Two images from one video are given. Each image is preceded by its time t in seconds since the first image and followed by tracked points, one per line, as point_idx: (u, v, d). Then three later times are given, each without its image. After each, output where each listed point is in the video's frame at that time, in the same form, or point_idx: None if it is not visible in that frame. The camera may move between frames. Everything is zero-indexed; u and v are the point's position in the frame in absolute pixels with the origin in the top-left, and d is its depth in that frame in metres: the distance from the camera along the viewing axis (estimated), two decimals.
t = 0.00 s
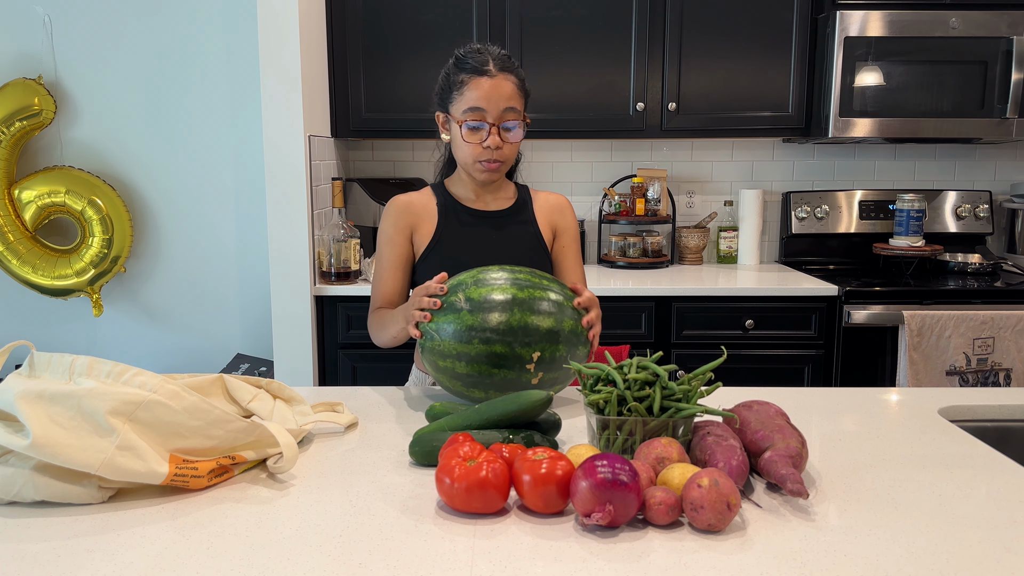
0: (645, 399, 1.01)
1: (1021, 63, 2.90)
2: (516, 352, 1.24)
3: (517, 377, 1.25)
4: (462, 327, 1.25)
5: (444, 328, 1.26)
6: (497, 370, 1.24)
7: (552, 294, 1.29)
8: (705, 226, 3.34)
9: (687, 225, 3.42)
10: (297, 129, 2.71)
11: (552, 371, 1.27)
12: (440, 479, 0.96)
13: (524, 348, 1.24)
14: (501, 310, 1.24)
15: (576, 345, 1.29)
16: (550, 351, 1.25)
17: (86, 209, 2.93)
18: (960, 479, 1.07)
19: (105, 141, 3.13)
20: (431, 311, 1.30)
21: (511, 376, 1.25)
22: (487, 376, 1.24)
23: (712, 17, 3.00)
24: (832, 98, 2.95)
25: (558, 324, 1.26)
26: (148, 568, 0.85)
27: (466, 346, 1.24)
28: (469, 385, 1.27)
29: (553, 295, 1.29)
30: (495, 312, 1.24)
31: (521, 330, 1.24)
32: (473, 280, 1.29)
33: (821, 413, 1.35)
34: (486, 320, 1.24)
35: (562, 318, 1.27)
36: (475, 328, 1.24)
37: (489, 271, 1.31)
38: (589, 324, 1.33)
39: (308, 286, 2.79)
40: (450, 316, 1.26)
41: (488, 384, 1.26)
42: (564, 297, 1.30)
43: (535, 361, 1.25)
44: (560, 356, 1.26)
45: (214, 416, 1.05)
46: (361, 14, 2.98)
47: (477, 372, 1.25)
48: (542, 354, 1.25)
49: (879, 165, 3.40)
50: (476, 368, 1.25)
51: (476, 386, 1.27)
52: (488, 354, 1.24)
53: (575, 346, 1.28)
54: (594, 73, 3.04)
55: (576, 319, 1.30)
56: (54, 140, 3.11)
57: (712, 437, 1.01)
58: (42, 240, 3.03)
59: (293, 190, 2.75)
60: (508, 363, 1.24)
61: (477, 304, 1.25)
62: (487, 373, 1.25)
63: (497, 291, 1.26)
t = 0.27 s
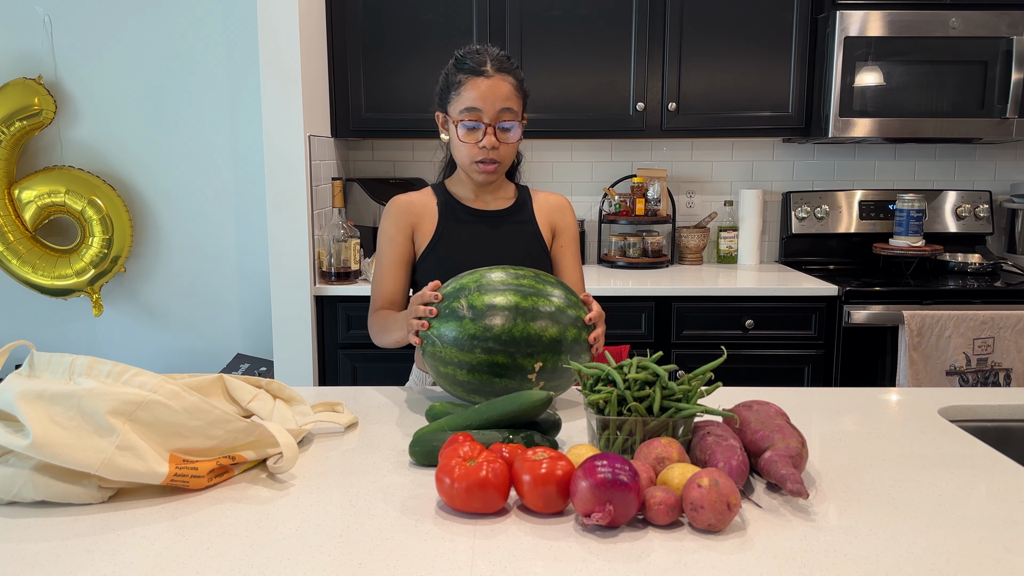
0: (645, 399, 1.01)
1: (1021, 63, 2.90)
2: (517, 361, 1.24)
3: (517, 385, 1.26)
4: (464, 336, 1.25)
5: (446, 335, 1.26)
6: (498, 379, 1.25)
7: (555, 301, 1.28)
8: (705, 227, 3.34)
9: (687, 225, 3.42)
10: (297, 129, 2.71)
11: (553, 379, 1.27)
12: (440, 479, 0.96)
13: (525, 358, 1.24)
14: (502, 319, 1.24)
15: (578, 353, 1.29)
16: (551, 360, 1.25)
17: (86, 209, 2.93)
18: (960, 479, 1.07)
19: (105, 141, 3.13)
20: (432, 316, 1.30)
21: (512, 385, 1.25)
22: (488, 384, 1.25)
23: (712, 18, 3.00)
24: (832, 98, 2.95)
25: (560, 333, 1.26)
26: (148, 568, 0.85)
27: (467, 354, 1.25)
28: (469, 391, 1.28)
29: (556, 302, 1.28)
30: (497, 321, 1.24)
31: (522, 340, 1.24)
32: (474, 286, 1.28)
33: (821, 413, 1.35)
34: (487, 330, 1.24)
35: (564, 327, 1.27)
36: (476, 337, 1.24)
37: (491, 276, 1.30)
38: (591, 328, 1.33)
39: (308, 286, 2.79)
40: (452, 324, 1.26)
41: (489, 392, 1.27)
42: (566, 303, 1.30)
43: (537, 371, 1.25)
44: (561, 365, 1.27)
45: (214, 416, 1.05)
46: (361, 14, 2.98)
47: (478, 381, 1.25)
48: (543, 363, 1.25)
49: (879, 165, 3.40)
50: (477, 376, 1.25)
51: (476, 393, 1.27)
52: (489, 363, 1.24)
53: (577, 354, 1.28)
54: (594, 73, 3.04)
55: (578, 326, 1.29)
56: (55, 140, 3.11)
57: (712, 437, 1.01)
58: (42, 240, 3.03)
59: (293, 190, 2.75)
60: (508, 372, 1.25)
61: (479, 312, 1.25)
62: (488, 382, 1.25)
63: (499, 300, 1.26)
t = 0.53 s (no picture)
0: (645, 399, 1.01)
1: (1021, 63, 2.90)
2: (518, 362, 1.24)
3: (518, 386, 1.26)
4: (464, 336, 1.25)
5: (446, 335, 1.26)
6: (499, 379, 1.25)
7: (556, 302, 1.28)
8: (705, 226, 3.34)
9: (687, 225, 3.42)
10: (297, 129, 2.71)
11: (553, 379, 1.27)
12: (440, 479, 0.96)
13: (526, 358, 1.24)
14: (503, 320, 1.24)
15: (579, 354, 1.28)
16: (552, 361, 1.25)
17: (86, 209, 2.93)
18: (960, 479, 1.07)
19: (105, 141, 3.13)
20: (433, 316, 1.30)
21: (513, 386, 1.25)
22: (488, 384, 1.25)
23: (712, 18, 3.00)
24: (832, 98, 2.95)
25: (560, 333, 1.26)
26: (148, 568, 0.85)
27: (467, 355, 1.25)
28: (470, 392, 1.28)
29: (557, 302, 1.28)
30: (497, 321, 1.24)
31: (523, 341, 1.24)
32: (475, 286, 1.28)
33: (821, 413, 1.35)
34: (488, 330, 1.24)
35: (565, 327, 1.27)
36: (477, 337, 1.24)
37: (492, 277, 1.30)
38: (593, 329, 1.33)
39: (308, 286, 2.79)
40: (452, 324, 1.26)
41: (489, 392, 1.27)
42: (568, 304, 1.29)
43: (537, 371, 1.25)
44: (562, 365, 1.27)
45: (214, 416, 1.05)
46: (361, 14, 2.98)
47: (477, 381, 1.25)
48: (544, 364, 1.25)
49: (879, 165, 3.40)
50: (477, 377, 1.25)
51: (477, 393, 1.27)
52: (489, 363, 1.24)
53: (577, 355, 1.28)
54: (594, 73, 3.04)
55: (579, 327, 1.29)
56: (55, 140, 3.11)
57: (712, 437, 1.01)
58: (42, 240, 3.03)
59: (293, 190, 2.75)
60: (509, 372, 1.24)
61: (480, 313, 1.25)
62: (488, 382, 1.25)
63: (500, 300, 1.26)
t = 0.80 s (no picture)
0: (645, 399, 1.01)
1: (1021, 63, 2.90)
2: (518, 360, 1.24)
3: (518, 384, 1.26)
4: (464, 334, 1.25)
5: (446, 334, 1.26)
6: (498, 377, 1.25)
7: (555, 300, 1.28)
8: (705, 226, 3.34)
9: (687, 225, 3.42)
10: (297, 129, 2.71)
11: (553, 377, 1.27)
12: (440, 479, 0.96)
13: (525, 356, 1.24)
14: (503, 318, 1.24)
15: (578, 352, 1.29)
16: (551, 358, 1.25)
17: (86, 209, 2.93)
18: (960, 479, 1.07)
19: (105, 141, 3.13)
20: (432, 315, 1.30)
21: (513, 384, 1.25)
22: (488, 383, 1.25)
23: (712, 18, 3.00)
24: (832, 98, 2.95)
25: (560, 331, 1.26)
26: (148, 568, 0.85)
27: (467, 353, 1.24)
28: (470, 391, 1.28)
29: (555, 301, 1.28)
30: (497, 319, 1.24)
31: (523, 338, 1.24)
32: (474, 284, 1.29)
33: (821, 413, 1.35)
34: (488, 328, 1.24)
35: (564, 325, 1.27)
36: (477, 335, 1.24)
37: (491, 275, 1.30)
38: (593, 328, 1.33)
39: (308, 286, 2.79)
40: (452, 322, 1.26)
41: (489, 391, 1.26)
42: (567, 303, 1.30)
43: (537, 369, 1.25)
44: (561, 363, 1.27)
45: (214, 416, 1.05)
46: (361, 14, 2.98)
47: (477, 380, 1.25)
48: (543, 362, 1.25)
49: (879, 165, 3.40)
50: (477, 375, 1.25)
51: (477, 392, 1.27)
52: (489, 361, 1.24)
53: (576, 353, 1.28)
54: (594, 73, 3.04)
55: (577, 325, 1.29)
56: (55, 140, 3.11)
57: (712, 437, 1.01)
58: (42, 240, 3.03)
59: (293, 190, 2.75)
60: (509, 370, 1.24)
61: (479, 311, 1.25)
62: (488, 380, 1.25)
63: (499, 298, 1.26)
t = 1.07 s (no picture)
0: (645, 399, 1.01)
1: (1021, 63, 2.90)
2: (517, 361, 1.24)
3: (517, 385, 1.26)
4: (463, 335, 1.25)
5: (446, 335, 1.26)
6: (498, 378, 1.25)
7: (554, 300, 1.28)
8: (705, 227, 3.34)
9: (687, 225, 3.42)
10: (297, 129, 2.71)
11: (552, 378, 1.28)
12: (440, 479, 0.96)
13: (525, 357, 1.24)
14: (502, 319, 1.24)
15: (577, 352, 1.29)
16: (551, 359, 1.26)
17: (86, 209, 2.93)
18: (960, 479, 1.08)
19: (105, 142, 3.13)
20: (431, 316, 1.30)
21: (512, 385, 1.25)
22: (488, 384, 1.25)
23: (712, 19, 3.00)
24: (832, 99, 2.95)
25: (559, 332, 1.26)
26: (148, 568, 0.85)
27: (466, 354, 1.24)
28: (469, 391, 1.28)
29: (555, 301, 1.28)
30: (496, 320, 1.24)
31: (522, 339, 1.24)
32: (473, 284, 1.28)
33: (821, 413, 1.35)
34: (487, 329, 1.24)
35: (564, 325, 1.27)
36: (476, 336, 1.24)
37: (491, 276, 1.30)
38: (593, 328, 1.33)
39: (308, 286, 2.79)
40: (451, 323, 1.26)
41: (488, 392, 1.26)
42: (566, 303, 1.30)
43: (536, 369, 1.25)
44: (561, 363, 1.27)
45: (214, 416, 1.05)
46: (361, 14, 2.98)
47: (477, 381, 1.25)
48: (543, 362, 1.25)
49: (879, 165, 3.40)
50: (476, 376, 1.25)
51: (476, 393, 1.27)
52: (489, 362, 1.24)
53: (575, 354, 1.28)
54: (594, 73, 3.04)
55: (577, 325, 1.30)
56: (54, 140, 3.11)
57: (712, 437, 1.01)
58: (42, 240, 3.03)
59: (293, 190, 2.75)
60: (508, 370, 1.25)
61: (479, 312, 1.25)
62: (487, 381, 1.25)
63: (498, 298, 1.26)
